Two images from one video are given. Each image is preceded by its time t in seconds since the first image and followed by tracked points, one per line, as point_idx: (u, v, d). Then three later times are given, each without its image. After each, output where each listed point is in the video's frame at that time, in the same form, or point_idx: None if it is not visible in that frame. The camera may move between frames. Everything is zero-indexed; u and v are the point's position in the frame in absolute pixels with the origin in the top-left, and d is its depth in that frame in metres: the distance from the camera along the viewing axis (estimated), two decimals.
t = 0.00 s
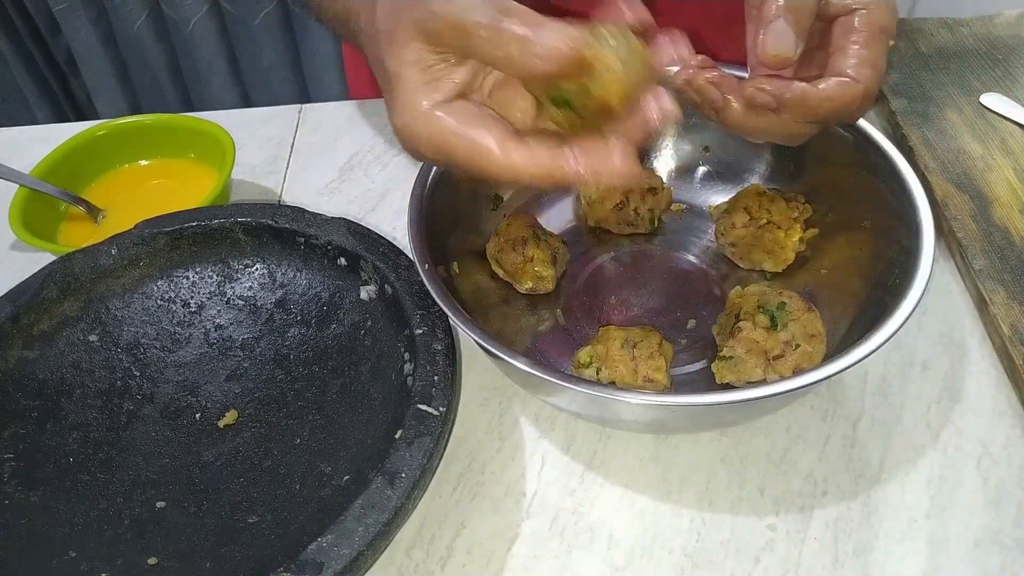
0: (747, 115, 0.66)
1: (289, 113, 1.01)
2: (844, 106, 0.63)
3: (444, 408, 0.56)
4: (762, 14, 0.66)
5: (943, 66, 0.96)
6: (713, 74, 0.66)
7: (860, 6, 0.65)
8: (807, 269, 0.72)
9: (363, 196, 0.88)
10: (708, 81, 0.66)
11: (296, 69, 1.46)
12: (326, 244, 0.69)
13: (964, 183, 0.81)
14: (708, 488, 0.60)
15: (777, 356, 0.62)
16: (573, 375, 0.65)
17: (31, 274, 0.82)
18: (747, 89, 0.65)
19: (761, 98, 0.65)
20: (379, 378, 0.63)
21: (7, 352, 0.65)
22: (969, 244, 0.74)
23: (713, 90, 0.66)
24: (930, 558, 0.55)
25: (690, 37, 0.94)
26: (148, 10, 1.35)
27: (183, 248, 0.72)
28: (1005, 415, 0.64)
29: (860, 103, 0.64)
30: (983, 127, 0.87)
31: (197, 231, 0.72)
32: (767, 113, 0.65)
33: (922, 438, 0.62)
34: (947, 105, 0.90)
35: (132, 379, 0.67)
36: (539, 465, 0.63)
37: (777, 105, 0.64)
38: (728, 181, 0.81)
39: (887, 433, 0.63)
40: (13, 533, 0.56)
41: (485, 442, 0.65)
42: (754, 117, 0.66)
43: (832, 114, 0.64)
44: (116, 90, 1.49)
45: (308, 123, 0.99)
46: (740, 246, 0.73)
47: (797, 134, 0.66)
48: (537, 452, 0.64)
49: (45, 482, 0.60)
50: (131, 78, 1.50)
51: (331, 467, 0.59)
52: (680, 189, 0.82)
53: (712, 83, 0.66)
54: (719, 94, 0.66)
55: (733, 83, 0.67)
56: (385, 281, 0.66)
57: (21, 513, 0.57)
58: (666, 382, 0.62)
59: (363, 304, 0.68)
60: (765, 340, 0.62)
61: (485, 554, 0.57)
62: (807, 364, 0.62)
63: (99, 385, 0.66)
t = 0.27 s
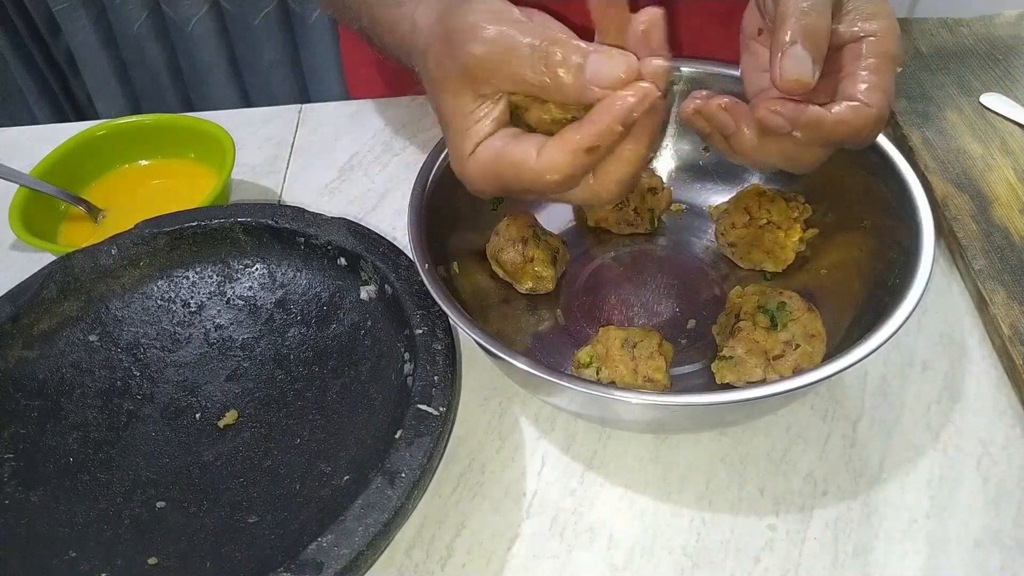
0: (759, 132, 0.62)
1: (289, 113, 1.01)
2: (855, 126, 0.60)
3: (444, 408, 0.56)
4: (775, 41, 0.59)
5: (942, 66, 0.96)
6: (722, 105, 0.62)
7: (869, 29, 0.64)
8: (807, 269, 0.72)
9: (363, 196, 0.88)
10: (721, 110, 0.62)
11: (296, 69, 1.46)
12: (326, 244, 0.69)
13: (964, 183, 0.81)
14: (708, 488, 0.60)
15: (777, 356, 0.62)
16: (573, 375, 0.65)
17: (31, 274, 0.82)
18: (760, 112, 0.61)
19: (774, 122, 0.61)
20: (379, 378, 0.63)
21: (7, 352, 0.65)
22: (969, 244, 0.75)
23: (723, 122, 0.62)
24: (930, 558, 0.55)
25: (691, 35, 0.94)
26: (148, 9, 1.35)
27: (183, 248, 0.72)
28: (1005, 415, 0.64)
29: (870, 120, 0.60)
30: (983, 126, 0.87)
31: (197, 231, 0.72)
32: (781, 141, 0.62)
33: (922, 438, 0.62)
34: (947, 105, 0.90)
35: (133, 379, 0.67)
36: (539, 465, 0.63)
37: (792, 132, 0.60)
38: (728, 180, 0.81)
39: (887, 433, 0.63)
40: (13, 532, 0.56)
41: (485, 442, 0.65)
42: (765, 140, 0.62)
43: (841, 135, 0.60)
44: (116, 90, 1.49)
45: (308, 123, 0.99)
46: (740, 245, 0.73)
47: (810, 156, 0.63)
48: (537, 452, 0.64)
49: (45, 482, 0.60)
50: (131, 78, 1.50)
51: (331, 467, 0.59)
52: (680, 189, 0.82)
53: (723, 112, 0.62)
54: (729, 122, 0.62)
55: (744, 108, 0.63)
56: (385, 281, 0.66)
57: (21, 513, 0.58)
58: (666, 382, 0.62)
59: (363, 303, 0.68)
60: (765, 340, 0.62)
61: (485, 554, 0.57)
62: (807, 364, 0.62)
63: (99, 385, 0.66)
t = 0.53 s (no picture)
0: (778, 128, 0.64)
1: (289, 113, 1.01)
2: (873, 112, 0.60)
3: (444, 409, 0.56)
4: (794, 37, 0.61)
5: (942, 66, 0.96)
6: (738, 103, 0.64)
7: (883, 29, 0.64)
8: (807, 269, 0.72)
9: (363, 196, 0.88)
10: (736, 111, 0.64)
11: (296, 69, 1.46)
12: (326, 244, 0.69)
13: (964, 183, 0.81)
14: (708, 488, 0.60)
15: (777, 356, 0.62)
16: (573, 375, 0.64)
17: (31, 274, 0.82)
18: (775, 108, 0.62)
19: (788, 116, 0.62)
20: (379, 378, 0.63)
21: (7, 352, 0.65)
22: (969, 244, 0.75)
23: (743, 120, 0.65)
24: (931, 558, 0.55)
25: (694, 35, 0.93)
26: (148, 9, 1.35)
27: (183, 248, 0.72)
28: (1005, 415, 0.64)
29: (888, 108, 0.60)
30: (983, 126, 0.87)
31: (197, 231, 0.72)
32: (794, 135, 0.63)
33: (922, 438, 0.62)
34: (947, 105, 0.90)
35: (133, 379, 0.67)
36: (539, 465, 0.63)
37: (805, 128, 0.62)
38: (728, 180, 0.81)
39: (887, 433, 0.63)
40: (13, 533, 0.56)
41: (485, 442, 0.65)
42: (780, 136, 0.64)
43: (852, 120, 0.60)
44: (116, 90, 1.49)
45: (308, 123, 0.99)
46: (740, 245, 0.73)
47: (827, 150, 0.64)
48: (537, 451, 0.64)
49: (45, 482, 0.60)
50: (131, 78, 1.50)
51: (331, 467, 0.59)
52: (680, 189, 0.82)
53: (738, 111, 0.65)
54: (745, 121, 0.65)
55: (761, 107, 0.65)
56: (385, 281, 0.66)
57: (21, 513, 0.58)
58: (666, 382, 0.62)
59: (363, 303, 0.68)
60: (765, 340, 0.62)
61: (485, 554, 0.57)
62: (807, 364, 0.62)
63: (99, 385, 0.66)
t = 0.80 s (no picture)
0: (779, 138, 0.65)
1: (289, 113, 1.01)
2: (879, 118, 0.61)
3: (444, 409, 0.56)
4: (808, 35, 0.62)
5: (943, 66, 0.96)
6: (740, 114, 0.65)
7: (889, 29, 0.65)
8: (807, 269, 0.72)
9: (363, 196, 0.88)
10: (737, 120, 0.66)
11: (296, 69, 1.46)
12: (326, 244, 0.69)
13: (964, 183, 0.81)
14: (708, 488, 0.60)
15: (777, 356, 0.62)
16: (573, 376, 0.64)
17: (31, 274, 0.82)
18: (784, 121, 0.63)
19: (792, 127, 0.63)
20: (379, 378, 0.63)
21: (7, 352, 0.65)
22: (969, 244, 0.75)
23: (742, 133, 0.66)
24: (930, 558, 0.55)
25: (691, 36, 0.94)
26: (148, 10, 1.35)
27: (183, 248, 0.72)
28: (1005, 415, 0.64)
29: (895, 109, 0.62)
30: (983, 126, 0.87)
31: (197, 231, 0.72)
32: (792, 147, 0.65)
33: (922, 438, 0.62)
34: (947, 105, 0.90)
35: (133, 379, 0.67)
36: (539, 465, 0.63)
37: (812, 135, 0.63)
38: (728, 181, 0.81)
39: (887, 433, 0.63)
40: (13, 533, 0.56)
41: (485, 442, 0.65)
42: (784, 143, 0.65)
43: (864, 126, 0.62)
44: (116, 90, 1.49)
45: (308, 124, 0.99)
46: (740, 245, 0.73)
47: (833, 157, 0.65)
48: (537, 451, 0.64)
49: (45, 482, 0.60)
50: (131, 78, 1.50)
51: (331, 467, 0.59)
52: (680, 189, 0.82)
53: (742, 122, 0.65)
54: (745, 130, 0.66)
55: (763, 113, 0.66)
56: (385, 281, 0.66)
57: (21, 513, 0.58)
58: (666, 382, 0.62)
59: (363, 303, 0.68)
60: (765, 340, 0.63)
61: (485, 554, 0.57)
62: (807, 364, 0.62)
63: (99, 385, 0.66)
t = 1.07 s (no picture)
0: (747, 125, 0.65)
1: (289, 113, 1.01)
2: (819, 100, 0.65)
3: (444, 409, 0.56)
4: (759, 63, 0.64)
5: (942, 66, 0.96)
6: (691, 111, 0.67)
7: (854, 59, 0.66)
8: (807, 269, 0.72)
9: (363, 196, 0.88)
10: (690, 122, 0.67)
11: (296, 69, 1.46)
12: (326, 244, 0.69)
13: (964, 183, 0.81)
14: (708, 488, 0.60)
15: (778, 356, 0.62)
16: (573, 376, 0.64)
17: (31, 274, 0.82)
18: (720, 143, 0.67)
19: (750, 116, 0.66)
20: (379, 377, 0.63)
21: (7, 352, 0.65)
22: (969, 244, 0.75)
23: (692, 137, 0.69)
24: (930, 558, 0.55)
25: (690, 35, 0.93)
26: (148, 10, 1.35)
27: (183, 248, 0.72)
28: (1005, 415, 0.64)
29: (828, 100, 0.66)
30: (983, 126, 0.87)
31: (197, 231, 0.72)
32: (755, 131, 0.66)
33: (921, 438, 0.62)
34: (947, 105, 0.90)
35: (133, 379, 0.67)
36: (539, 465, 0.63)
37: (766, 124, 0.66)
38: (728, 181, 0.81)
39: (887, 433, 0.63)
40: (14, 533, 0.56)
41: (485, 441, 0.65)
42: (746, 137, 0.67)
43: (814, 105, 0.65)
44: (116, 90, 1.50)
45: (308, 124, 0.99)
46: (740, 245, 0.74)
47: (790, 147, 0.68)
48: (537, 451, 0.64)
49: (45, 482, 0.60)
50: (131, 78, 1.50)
51: (331, 467, 0.59)
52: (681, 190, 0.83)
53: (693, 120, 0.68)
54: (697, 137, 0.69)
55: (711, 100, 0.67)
56: (385, 281, 0.66)
57: (21, 513, 0.58)
58: (666, 382, 0.62)
59: (363, 303, 0.68)
60: (765, 340, 0.62)
61: (485, 554, 0.57)
62: (807, 364, 0.62)
63: (99, 385, 0.66)
